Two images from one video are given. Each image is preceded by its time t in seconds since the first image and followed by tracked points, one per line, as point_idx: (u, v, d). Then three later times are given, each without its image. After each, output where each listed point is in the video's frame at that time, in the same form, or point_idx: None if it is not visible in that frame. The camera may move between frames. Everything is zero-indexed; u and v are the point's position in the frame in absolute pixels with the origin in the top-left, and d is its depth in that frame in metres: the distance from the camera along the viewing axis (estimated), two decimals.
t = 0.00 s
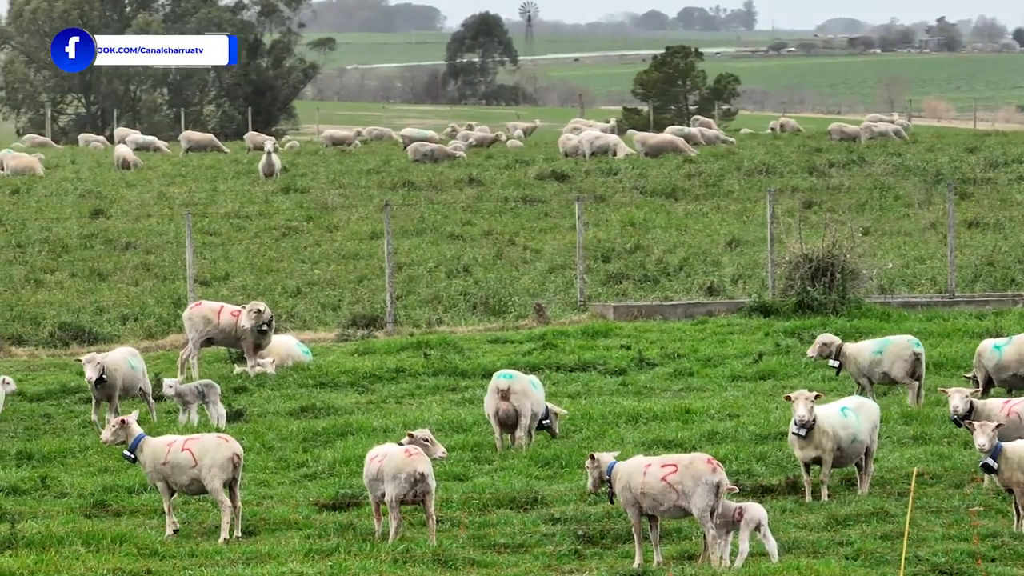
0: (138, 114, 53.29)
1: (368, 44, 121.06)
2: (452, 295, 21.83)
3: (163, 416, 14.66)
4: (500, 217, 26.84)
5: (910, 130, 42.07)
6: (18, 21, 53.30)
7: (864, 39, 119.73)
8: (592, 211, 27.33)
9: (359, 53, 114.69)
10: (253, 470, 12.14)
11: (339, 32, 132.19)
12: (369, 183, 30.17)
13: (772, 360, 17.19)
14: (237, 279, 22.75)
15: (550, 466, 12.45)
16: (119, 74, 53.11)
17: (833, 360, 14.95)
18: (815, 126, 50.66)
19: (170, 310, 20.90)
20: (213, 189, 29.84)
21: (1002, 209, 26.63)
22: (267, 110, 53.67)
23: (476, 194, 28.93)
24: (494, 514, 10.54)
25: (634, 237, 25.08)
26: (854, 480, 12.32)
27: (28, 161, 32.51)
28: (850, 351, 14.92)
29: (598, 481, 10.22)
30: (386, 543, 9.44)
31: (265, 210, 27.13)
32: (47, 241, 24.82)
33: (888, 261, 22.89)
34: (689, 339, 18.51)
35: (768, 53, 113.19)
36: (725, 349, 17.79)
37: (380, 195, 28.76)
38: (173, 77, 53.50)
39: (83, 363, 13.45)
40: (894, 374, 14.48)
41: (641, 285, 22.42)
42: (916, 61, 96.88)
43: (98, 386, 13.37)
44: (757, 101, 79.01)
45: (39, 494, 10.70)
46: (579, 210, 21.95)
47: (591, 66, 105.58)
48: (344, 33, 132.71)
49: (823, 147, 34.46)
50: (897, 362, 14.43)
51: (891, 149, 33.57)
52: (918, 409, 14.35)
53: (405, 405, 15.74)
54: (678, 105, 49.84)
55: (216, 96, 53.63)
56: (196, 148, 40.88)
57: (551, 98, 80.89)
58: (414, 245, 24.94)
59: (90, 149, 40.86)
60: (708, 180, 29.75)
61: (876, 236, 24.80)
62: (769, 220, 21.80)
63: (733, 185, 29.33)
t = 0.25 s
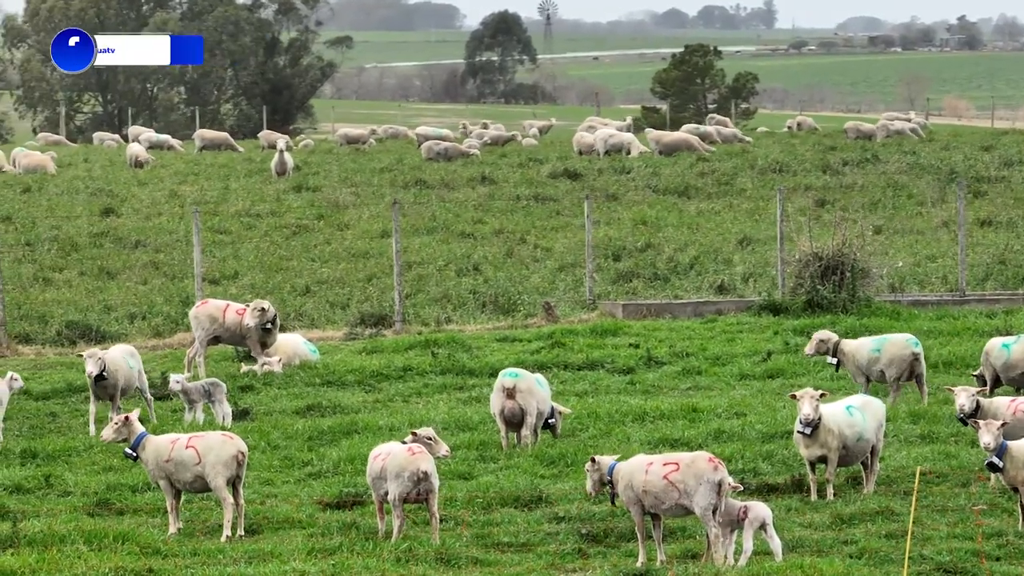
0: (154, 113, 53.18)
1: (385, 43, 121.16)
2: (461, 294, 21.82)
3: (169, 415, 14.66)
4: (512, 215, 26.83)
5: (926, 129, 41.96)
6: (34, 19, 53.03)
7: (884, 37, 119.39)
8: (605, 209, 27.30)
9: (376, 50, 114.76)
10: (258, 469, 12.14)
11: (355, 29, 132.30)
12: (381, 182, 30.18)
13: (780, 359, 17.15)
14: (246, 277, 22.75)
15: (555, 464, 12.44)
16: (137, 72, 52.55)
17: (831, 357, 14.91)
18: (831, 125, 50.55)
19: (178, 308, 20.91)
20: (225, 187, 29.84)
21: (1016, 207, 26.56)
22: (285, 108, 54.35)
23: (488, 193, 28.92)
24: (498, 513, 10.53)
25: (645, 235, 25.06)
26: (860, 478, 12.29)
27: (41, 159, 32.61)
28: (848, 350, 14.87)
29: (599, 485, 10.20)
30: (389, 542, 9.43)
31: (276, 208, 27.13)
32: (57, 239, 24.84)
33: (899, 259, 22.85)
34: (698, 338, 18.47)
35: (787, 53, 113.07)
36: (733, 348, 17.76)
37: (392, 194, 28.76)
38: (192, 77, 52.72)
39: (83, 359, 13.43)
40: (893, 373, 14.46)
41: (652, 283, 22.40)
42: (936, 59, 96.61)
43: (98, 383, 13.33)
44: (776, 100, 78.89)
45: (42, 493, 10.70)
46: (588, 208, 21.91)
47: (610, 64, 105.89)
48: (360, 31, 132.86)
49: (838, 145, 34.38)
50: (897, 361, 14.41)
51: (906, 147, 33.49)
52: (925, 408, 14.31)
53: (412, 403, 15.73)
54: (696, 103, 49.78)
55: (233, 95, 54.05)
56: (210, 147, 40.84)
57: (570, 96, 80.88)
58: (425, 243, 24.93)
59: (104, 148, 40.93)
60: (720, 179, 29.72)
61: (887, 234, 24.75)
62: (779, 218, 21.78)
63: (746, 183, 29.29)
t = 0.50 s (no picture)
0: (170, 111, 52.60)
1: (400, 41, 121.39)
2: (471, 291, 21.83)
3: (174, 412, 14.66)
4: (523, 212, 26.84)
5: (942, 126, 41.89)
6: (49, 18, 52.19)
7: (905, 35, 119.14)
8: (617, 206, 27.28)
9: (392, 48, 114.96)
10: (263, 466, 12.14)
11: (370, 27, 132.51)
12: (393, 179, 30.21)
13: (789, 356, 17.12)
14: (255, 274, 22.78)
15: (560, 462, 12.43)
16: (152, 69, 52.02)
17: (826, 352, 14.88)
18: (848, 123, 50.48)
19: (186, 306, 20.92)
20: (237, 184, 29.87)
21: None
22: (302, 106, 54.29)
23: (500, 190, 28.93)
24: (502, 510, 10.52)
25: (656, 232, 25.05)
26: (866, 476, 12.27)
27: (53, 156, 32.51)
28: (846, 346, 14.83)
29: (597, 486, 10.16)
30: (391, 540, 9.43)
31: (287, 206, 27.14)
32: (66, 237, 24.86)
33: (911, 257, 22.84)
34: (707, 335, 18.45)
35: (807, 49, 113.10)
36: (742, 345, 17.75)
37: (404, 191, 28.76)
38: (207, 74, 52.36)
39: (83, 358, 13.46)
40: (892, 372, 14.43)
41: (662, 281, 22.38)
42: (955, 57, 96.49)
43: (97, 382, 13.35)
44: (796, 99, 78.88)
45: (46, 490, 10.70)
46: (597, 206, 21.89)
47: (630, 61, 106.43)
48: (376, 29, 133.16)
49: (853, 143, 34.32)
50: (896, 359, 14.38)
51: (921, 145, 33.43)
52: (931, 405, 14.29)
53: (419, 401, 15.73)
54: (715, 101, 49.76)
55: (249, 93, 53.77)
56: (224, 144, 40.79)
57: (587, 94, 80.89)
58: (436, 240, 24.94)
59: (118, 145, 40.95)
60: (733, 176, 29.71)
61: (899, 232, 24.73)
62: (789, 215, 21.79)
63: (759, 181, 29.28)
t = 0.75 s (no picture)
0: (189, 110, 52.20)
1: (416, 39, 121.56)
2: (481, 290, 21.81)
3: (181, 410, 14.68)
4: (535, 210, 26.85)
5: (958, 124, 41.77)
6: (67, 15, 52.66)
7: (925, 33, 118.76)
8: (629, 204, 27.26)
9: (408, 48, 115.16)
10: (268, 464, 12.14)
11: (386, 25, 132.71)
12: (406, 177, 30.23)
13: (798, 354, 17.09)
14: (264, 272, 22.79)
15: (566, 461, 12.42)
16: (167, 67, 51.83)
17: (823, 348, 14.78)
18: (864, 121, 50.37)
19: (195, 304, 20.94)
20: (249, 182, 29.89)
21: None
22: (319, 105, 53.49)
23: (513, 188, 28.94)
24: (508, 509, 10.51)
25: (668, 231, 25.05)
26: (874, 474, 12.24)
27: (65, 155, 32.39)
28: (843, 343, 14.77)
29: (593, 485, 10.16)
30: (395, 538, 9.43)
31: (299, 204, 27.17)
32: (76, 234, 24.92)
33: (923, 255, 22.80)
34: (716, 333, 18.42)
35: (827, 48, 112.96)
36: (751, 344, 17.72)
37: (416, 190, 28.78)
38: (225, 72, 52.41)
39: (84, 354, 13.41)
40: (892, 367, 14.36)
41: (672, 279, 22.36)
42: (974, 55, 96.19)
43: (98, 380, 13.31)
44: (816, 97, 78.73)
45: (51, 488, 10.71)
46: (607, 204, 21.87)
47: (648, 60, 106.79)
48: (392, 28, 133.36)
49: (869, 140, 34.25)
50: (896, 354, 14.31)
51: (936, 143, 33.35)
52: (941, 403, 14.25)
53: (426, 399, 15.72)
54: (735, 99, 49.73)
55: (266, 92, 53.45)
56: (238, 142, 40.85)
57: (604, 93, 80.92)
58: (448, 237, 24.95)
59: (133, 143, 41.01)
60: (747, 175, 29.69)
61: (912, 230, 24.69)
62: (800, 213, 21.80)
63: (773, 179, 29.24)
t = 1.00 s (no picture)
0: (205, 108, 52.26)
1: (433, 39, 121.86)
2: (491, 289, 21.80)
3: (189, 409, 14.69)
4: (548, 209, 26.86)
5: (975, 123, 41.67)
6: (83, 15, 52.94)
7: (944, 32, 118.55)
8: (641, 203, 27.24)
9: (424, 47, 115.39)
10: (274, 464, 12.15)
11: (404, 25, 133.04)
12: (418, 176, 30.26)
13: (807, 354, 17.05)
14: (274, 271, 22.81)
15: (573, 461, 12.40)
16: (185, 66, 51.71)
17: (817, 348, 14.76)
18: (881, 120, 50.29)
19: (204, 303, 20.96)
20: (261, 182, 29.93)
21: None
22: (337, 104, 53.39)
23: (525, 187, 28.94)
24: (513, 508, 10.50)
25: (679, 230, 25.03)
26: (881, 474, 12.21)
27: (78, 154, 32.31)
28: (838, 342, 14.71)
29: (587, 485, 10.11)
30: (400, 538, 9.42)
31: (310, 203, 27.19)
32: (87, 234, 24.96)
33: (935, 254, 22.77)
34: (726, 333, 18.39)
35: (849, 47, 112.74)
36: (761, 343, 17.69)
37: (428, 189, 28.80)
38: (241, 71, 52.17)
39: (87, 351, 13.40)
40: (892, 366, 14.32)
41: (683, 279, 22.35)
42: (992, 54, 95.97)
43: (98, 377, 13.30)
44: (835, 96, 78.69)
45: (55, 488, 10.72)
46: (616, 202, 21.83)
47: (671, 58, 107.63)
48: (410, 27, 133.85)
49: (884, 139, 34.19)
50: (894, 354, 14.27)
51: (951, 142, 33.28)
52: (950, 403, 14.22)
53: (434, 399, 15.72)
54: (754, 98, 49.67)
55: (283, 91, 53.40)
56: (253, 141, 40.90)
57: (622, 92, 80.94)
58: (460, 236, 24.94)
59: (147, 142, 41.07)
60: (761, 174, 29.67)
61: (925, 229, 24.64)
62: (811, 211, 21.78)
63: (786, 178, 29.19)
